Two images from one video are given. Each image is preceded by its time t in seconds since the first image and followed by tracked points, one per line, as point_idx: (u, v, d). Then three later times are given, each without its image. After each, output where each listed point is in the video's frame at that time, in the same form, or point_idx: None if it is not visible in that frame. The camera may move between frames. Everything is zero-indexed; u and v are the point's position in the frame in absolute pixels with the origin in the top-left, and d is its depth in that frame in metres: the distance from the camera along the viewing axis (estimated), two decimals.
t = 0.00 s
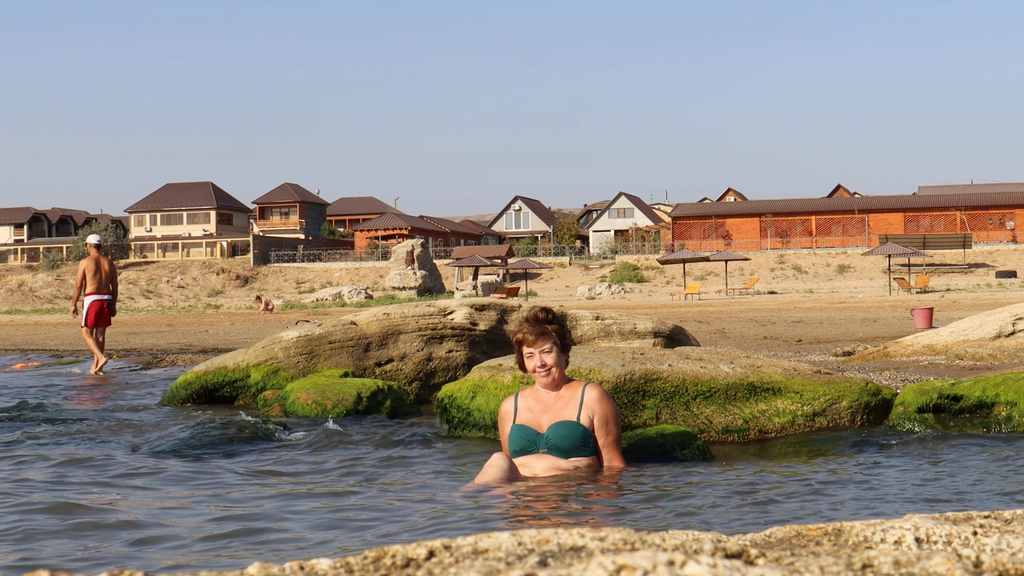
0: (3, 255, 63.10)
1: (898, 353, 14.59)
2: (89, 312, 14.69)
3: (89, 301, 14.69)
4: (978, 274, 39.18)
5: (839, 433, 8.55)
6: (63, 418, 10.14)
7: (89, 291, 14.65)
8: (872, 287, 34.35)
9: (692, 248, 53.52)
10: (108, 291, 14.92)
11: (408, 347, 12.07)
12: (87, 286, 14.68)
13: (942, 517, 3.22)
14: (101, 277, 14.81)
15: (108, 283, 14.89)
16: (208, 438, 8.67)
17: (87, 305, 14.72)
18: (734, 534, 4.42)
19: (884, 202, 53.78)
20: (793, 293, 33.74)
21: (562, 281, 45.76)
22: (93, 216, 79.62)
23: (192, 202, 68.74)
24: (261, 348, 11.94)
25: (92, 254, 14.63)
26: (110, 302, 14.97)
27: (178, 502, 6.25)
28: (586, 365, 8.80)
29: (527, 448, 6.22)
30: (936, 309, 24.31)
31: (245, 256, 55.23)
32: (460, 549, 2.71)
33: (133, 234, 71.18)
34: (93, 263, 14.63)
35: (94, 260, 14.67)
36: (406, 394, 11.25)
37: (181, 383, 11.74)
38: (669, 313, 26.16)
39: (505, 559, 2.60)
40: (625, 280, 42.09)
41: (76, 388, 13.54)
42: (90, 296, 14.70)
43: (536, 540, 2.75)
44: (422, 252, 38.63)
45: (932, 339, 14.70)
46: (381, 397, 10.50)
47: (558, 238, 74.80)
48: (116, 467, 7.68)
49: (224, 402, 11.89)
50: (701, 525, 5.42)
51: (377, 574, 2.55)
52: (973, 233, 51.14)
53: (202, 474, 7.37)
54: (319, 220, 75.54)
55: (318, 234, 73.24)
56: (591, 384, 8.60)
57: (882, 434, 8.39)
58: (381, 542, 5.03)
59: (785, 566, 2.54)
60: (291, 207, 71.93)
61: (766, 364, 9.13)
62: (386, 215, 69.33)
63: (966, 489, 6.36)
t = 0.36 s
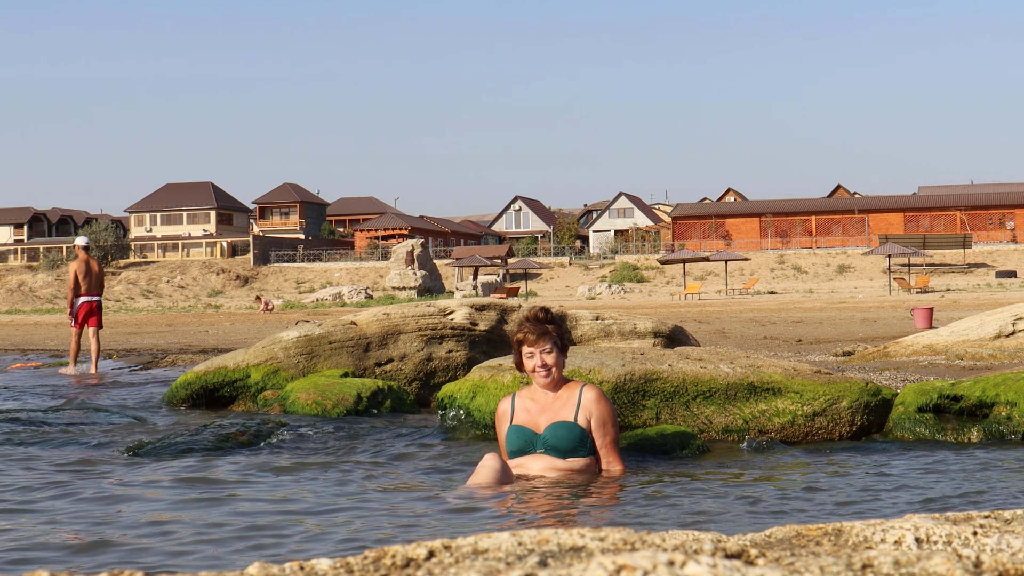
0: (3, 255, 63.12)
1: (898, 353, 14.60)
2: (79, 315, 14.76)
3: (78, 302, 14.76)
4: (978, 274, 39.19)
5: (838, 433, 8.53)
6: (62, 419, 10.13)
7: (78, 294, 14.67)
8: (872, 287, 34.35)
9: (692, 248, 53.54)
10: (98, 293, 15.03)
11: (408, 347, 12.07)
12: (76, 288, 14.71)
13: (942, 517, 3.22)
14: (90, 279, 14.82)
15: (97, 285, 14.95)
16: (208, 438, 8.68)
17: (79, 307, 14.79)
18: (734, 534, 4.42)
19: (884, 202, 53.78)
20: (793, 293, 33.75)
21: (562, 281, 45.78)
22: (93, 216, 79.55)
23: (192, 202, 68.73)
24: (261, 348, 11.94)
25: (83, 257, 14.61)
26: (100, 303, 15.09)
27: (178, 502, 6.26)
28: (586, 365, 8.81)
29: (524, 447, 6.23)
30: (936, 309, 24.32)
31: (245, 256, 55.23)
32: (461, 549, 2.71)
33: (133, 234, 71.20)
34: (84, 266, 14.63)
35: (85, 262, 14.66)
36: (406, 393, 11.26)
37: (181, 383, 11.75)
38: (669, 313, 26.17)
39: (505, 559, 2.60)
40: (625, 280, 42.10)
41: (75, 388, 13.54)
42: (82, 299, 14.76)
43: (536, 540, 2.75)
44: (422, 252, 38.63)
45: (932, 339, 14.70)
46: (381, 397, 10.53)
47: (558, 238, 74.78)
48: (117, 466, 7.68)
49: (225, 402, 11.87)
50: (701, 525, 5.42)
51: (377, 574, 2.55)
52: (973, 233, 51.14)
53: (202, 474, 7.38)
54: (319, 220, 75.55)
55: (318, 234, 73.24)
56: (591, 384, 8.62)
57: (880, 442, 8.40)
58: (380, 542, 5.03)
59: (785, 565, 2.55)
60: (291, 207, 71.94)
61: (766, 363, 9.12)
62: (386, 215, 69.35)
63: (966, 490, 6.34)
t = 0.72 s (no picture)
0: (3, 255, 63.19)
1: (898, 353, 14.59)
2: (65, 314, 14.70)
3: (64, 302, 14.72)
4: (978, 274, 39.19)
5: (838, 433, 8.54)
6: (62, 419, 10.13)
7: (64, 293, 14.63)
8: (872, 287, 34.35)
9: (692, 248, 53.54)
10: (82, 292, 14.98)
11: (408, 347, 12.07)
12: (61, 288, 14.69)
13: (941, 517, 3.22)
14: (75, 278, 14.78)
15: (83, 284, 14.91)
16: (208, 438, 8.67)
17: (63, 307, 14.70)
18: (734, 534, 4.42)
19: (884, 202, 53.78)
20: (793, 293, 33.75)
21: (562, 281, 45.78)
22: (94, 216, 79.57)
23: (192, 202, 68.73)
24: (261, 348, 11.94)
25: (67, 256, 14.59)
26: (84, 303, 15.04)
27: (177, 502, 6.26)
28: (586, 366, 8.80)
29: (525, 447, 6.22)
30: (936, 309, 24.31)
31: (245, 256, 55.24)
32: (460, 549, 2.71)
33: (133, 234, 71.20)
34: (67, 265, 14.59)
35: (69, 261, 14.64)
36: (405, 393, 11.27)
37: (182, 383, 11.76)
38: (669, 313, 26.16)
39: (505, 559, 2.59)
40: (624, 280, 42.10)
41: (74, 388, 13.54)
42: (66, 298, 14.69)
43: (535, 541, 2.75)
44: (422, 252, 38.63)
45: (932, 339, 14.70)
46: (381, 397, 10.54)
47: (558, 238, 74.72)
48: (116, 467, 7.67)
49: (225, 402, 11.90)
50: (701, 525, 5.42)
51: (377, 574, 2.54)
52: (973, 233, 51.13)
53: (202, 474, 7.37)
54: (319, 220, 75.57)
55: (318, 234, 73.25)
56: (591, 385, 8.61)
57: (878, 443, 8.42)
58: (379, 542, 5.03)
59: (784, 565, 2.55)
60: (291, 207, 71.95)
61: (766, 363, 9.12)
62: (386, 215, 69.37)
63: (965, 490, 6.34)
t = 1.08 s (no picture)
0: (3, 255, 63.14)
1: (898, 353, 14.59)
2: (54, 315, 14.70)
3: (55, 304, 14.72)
4: (978, 274, 39.19)
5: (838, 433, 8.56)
6: (61, 419, 10.11)
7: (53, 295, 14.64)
8: (873, 287, 34.34)
9: (692, 248, 53.54)
10: (72, 294, 14.97)
11: (408, 347, 12.07)
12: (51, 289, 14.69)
13: (941, 518, 3.23)
14: (65, 279, 14.75)
15: (73, 285, 14.87)
16: (208, 438, 8.66)
17: (53, 308, 14.71)
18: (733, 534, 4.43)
19: (884, 202, 53.78)
20: (793, 293, 33.76)
21: (562, 281, 45.79)
22: (94, 216, 79.54)
23: (192, 202, 68.70)
24: (260, 348, 11.94)
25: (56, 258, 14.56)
26: (74, 305, 15.03)
27: (177, 502, 6.25)
28: (586, 366, 8.79)
29: (527, 447, 6.22)
30: (936, 309, 24.32)
31: (245, 256, 55.23)
32: (461, 548, 2.71)
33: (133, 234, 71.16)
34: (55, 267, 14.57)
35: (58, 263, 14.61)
36: (405, 393, 11.28)
37: (181, 383, 11.76)
38: (669, 313, 26.15)
39: (505, 559, 2.60)
40: (624, 280, 42.09)
41: (74, 389, 13.54)
42: (55, 300, 14.68)
43: (536, 541, 2.75)
44: (422, 252, 38.61)
45: (932, 339, 14.70)
46: (381, 397, 10.56)
47: (558, 238, 74.71)
48: (117, 467, 7.66)
49: (224, 402, 11.90)
50: (701, 525, 5.43)
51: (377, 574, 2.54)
52: (973, 233, 51.13)
53: (202, 474, 7.37)
54: (319, 220, 75.56)
55: (318, 233, 73.24)
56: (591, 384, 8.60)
57: (878, 443, 8.43)
58: (379, 542, 5.03)
59: (785, 565, 2.55)
60: (291, 207, 71.94)
61: (766, 363, 9.13)
62: (386, 215, 69.36)
63: (967, 490, 6.34)
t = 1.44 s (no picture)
0: (4, 255, 63.12)
1: (898, 353, 14.59)
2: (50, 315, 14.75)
3: (50, 303, 14.76)
4: (977, 274, 39.19)
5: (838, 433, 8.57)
6: (61, 419, 10.09)
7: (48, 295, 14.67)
8: (872, 287, 34.34)
9: (692, 248, 53.55)
10: (67, 293, 14.99)
11: (408, 347, 12.07)
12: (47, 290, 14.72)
13: (942, 517, 3.22)
14: (59, 279, 14.77)
15: (68, 284, 14.90)
16: (208, 438, 8.65)
17: (48, 308, 14.74)
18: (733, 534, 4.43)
19: (884, 202, 53.78)
20: (793, 293, 33.75)
21: (562, 281, 45.79)
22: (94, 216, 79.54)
23: (192, 202, 68.70)
24: (260, 348, 11.94)
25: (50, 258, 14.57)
26: (69, 304, 15.06)
27: (178, 502, 6.26)
28: (586, 366, 8.79)
29: (527, 447, 6.22)
30: (936, 309, 24.32)
31: (245, 256, 55.24)
32: (460, 549, 2.71)
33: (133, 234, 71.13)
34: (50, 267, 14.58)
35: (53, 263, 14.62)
36: (405, 393, 11.28)
37: (181, 383, 11.75)
38: (669, 313, 26.14)
39: (505, 559, 2.59)
40: (624, 280, 42.09)
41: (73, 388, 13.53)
42: (50, 299, 14.70)
43: (535, 541, 2.75)
44: (422, 252, 38.60)
45: (932, 339, 14.69)
46: (381, 397, 10.56)
47: (557, 239, 74.71)
48: (118, 467, 7.66)
49: (224, 402, 11.90)
50: (702, 525, 5.42)
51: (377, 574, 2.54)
52: (973, 233, 51.12)
53: (203, 474, 7.36)
54: (319, 220, 75.56)
55: (318, 233, 73.23)
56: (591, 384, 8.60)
57: (878, 442, 8.43)
58: (380, 542, 5.03)
59: (784, 565, 2.55)
60: (291, 207, 71.94)
61: (766, 363, 9.12)
62: (386, 215, 69.36)
63: (967, 490, 6.34)
